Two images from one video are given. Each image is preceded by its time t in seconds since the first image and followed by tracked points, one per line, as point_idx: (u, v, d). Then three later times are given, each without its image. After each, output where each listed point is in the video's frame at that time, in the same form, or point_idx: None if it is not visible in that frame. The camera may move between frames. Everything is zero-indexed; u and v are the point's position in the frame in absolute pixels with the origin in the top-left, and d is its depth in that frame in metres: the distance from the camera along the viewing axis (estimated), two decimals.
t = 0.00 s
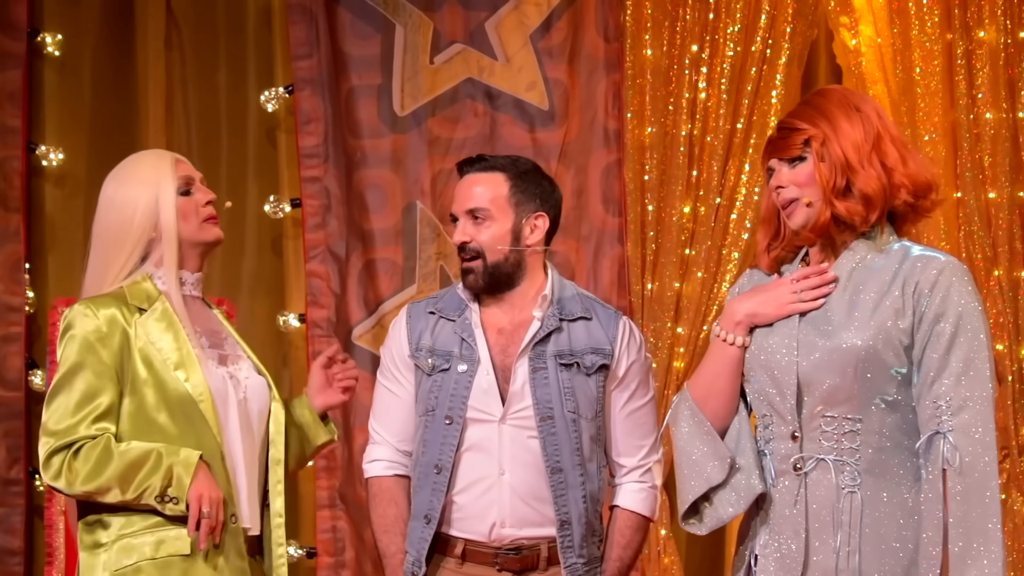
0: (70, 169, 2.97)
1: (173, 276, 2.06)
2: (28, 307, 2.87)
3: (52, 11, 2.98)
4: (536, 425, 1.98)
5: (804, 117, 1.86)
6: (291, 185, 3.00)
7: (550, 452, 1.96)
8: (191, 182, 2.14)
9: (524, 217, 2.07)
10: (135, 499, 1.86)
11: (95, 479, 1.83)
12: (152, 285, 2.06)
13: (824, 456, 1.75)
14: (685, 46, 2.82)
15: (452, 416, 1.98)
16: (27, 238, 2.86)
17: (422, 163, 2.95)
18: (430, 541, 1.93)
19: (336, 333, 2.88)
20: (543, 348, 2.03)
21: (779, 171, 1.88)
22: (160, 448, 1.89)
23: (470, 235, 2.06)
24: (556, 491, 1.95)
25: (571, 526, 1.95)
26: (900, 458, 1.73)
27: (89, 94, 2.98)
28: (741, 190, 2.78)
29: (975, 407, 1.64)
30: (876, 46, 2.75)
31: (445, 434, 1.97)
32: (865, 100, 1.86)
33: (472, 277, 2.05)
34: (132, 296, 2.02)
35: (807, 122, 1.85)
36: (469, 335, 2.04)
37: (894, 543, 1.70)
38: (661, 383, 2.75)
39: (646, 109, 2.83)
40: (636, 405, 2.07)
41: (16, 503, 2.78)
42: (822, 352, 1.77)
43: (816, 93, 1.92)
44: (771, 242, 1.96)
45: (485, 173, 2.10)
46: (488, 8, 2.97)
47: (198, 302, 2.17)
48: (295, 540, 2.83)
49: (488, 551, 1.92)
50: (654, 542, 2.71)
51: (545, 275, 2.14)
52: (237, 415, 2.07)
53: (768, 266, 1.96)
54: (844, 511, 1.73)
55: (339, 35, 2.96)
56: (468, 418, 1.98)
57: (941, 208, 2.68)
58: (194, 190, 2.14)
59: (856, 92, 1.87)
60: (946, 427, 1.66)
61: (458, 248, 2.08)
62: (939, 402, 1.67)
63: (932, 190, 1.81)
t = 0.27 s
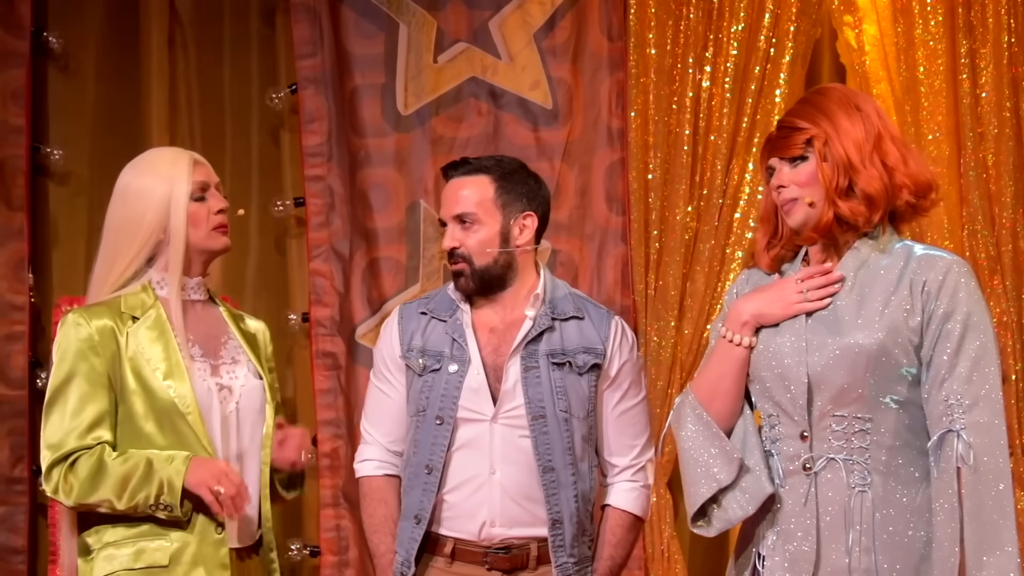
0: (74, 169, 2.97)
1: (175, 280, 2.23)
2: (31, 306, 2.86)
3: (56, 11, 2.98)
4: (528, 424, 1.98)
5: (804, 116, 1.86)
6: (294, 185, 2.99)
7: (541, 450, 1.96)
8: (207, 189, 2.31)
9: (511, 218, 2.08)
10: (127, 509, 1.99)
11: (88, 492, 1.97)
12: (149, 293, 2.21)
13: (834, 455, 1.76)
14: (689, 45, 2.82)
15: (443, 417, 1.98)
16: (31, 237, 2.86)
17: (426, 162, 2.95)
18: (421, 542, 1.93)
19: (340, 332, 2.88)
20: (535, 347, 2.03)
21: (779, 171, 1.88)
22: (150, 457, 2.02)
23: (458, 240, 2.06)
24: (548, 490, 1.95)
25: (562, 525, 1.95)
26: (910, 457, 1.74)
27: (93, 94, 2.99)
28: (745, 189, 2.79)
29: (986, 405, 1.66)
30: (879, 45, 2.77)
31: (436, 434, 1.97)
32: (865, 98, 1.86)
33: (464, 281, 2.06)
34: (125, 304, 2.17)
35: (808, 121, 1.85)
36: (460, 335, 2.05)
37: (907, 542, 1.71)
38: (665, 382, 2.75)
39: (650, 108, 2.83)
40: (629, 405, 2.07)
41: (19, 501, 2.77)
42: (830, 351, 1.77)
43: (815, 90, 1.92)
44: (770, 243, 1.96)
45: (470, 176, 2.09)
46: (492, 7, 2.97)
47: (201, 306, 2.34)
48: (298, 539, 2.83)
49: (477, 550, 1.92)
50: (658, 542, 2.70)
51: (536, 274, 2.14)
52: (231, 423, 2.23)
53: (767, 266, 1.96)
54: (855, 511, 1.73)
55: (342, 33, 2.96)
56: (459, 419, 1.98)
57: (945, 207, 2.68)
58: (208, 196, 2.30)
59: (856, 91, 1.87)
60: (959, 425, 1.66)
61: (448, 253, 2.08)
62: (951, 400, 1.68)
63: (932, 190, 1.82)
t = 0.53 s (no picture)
0: (78, 169, 2.97)
1: (177, 283, 2.25)
2: (35, 306, 2.87)
3: (59, 10, 2.98)
4: (523, 423, 1.98)
5: (806, 116, 1.86)
6: (298, 184, 3.01)
7: (536, 449, 1.96)
8: (215, 192, 2.33)
9: (499, 222, 2.06)
10: (154, 517, 2.09)
11: (114, 499, 2.06)
12: (149, 296, 2.27)
13: (839, 455, 1.76)
14: (693, 44, 2.82)
15: (435, 418, 1.98)
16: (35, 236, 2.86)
17: (430, 162, 2.95)
18: (409, 541, 1.94)
19: (343, 332, 2.88)
20: (531, 346, 2.03)
21: (780, 171, 1.88)
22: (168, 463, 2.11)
23: (452, 251, 2.05)
24: (544, 489, 1.95)
25: (557, 525, 1.94)
26: (915, 457, 1.74)
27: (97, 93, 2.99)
28: (748, 189, 2.79)
29: (992, 405, 1.66)
30: (884, 45, 2.76)
31: (428, 435, 1.98)
32: (866, 98, 1.86)
33: (457, 291, 2.05)
34: (125, 307, 2.23)
35: (810, 122, 1.85)
36: (454, 337, 2.05)
37: (912, 542, 1.71)
38: (669, 382, 2.75)
39: (653, 108, 2.84)
40: (624, 404, 2.07)
41: (23, 501, 2.77)
42: (834, 351, 1.77)
43: (815, 89, 1.91)
44: (769, 245, 1.96)
45: (455, 185, 2.07)
46: (496, 7, 2.97)
47: (206, 306, 2.35)
48: (302, 539, 2.83)
49: (468, 550, 1.92)
50: (662, 541, 2.70)
51: (530, 277, 2.13)
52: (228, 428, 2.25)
53: (767, 266, 1.96)
54: (860, 511, 1.73)
55: (346, 33, 2.96)
56: (451, 419, 1.99)
57: (949, 207, 2.68)
58: (216, 199, 2.33)
59: (856, 90, 1.87)
60: (965, 426, 1.67)
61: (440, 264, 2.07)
62: (957, 400, 1.68)
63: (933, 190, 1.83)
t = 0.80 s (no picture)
0: (80, 168, 2.97)
1: (178, 284, 2.27)
2: (38, 306, 2.87)
3: (62, 11, 2.99)
4: (517, 421, 1.98)
5: (807, 115, 1.86)
6: (300, 185, 3.00)
7: (530, 447, 1.96)
8: (218, 194, 2.33)
9: (488, 225, 2.04)
10: (147, 520, 2.13)
11: (109, 501, 2.11)
12: (149, 297, 2.30)
13: (839, 455, 1.76)
14: (695, 44, 2.82)
15: (424, 418, 1.99)
16: (37, 236, 2.86)
17: (432, 162, 2.95)
18: (398, 538, 1.97)
19: (346, 332, 2.88)
20: (523, 344, 2.02)
21: (781, 171, 1.87)
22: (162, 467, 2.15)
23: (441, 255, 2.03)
24: (538, 486, 1.95)
25: (552, 523, 1.94)
26: (916, 457, 1.74)
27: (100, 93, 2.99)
28: (751, 189, 2.78)
29: (992, 405, 1.66)
30: (886, 45, 2.76)
31: (418, 435, 1.99)
32: (867, 98, 1.86)
33: (450, 295, 2.05)
34: (125, 307, 2.27)
35: (812, 121, 1.84)
36: (446, 338, 2.05)
37: (912, 542, 1.71)
38: (671, 382, 2.75)
39: (656, 108, 2.84)
40: (620, 399, 2.05)
41: (26, 501, 2.78)
42: (834, 351, 1.77)
43: (816, 89, 1.91)
44: (770, 245, 1.96)
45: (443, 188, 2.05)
46: (498, 7, 2.97)
47: (207, 307, 2.36)
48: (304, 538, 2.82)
49: (467, 550, 1.93)
50: (664, 541, 2.70)
51: (525, 274, 2.12)
52: (224, 429, 2.26)
53: (768, 266, 1.96)
54: (860, 510, 1.73)
55: (348, 33, 2.96)
56: (442, 419, 2.00)
57: (952, 207, 2.68)
58: (220, 201, 2.33)
59: (857, 90, 1.88)
60: (965, 426, 1.66)
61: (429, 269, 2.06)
62: (956, 400, 1.68)
63: (934, 190, 1.83)
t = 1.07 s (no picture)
0: (82, 169, 2.97)
1: (179, 284, 2.29)
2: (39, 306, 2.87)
3: (64, 12, 2.99)
4: (514, 419, 1.97)
5: (807, 116, 1.86)
6: (301, 185, 3.00)
7: (527, 445, 1.96)
8: (220, 195, 2.34)
9: (491, 222, 2.05)
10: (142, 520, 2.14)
11: (105, 499, 2.13)
12: (149, 298, 2.31)
13: (841, 456, 1.76)
14: (696, 45, 2.81)
15: (419, 419, 1.99)
16: (39, 237, 2.86)
17: (433, 163, 2.95)
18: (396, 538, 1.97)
19: (347, 332, 2.88)
20: (523, 342, 2.03)
21: (781, 172, 1.87)
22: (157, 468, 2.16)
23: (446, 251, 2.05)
24: (533, 485, 1.94)
25: (547, 521, 1.94)
26: (917, 458, 1.74)
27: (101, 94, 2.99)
28: (752, 189, 2.77)
29: (992, 406, 1.66)
30: (888, 46, 2.76)
31: (411, 435, 1.99)
32: (866, 98, 1.86)
33: (450, 290, 2.07)
34: (126, 307, 2.29)
35: (812, 122, 1.84)
36: (444, 338, 2.06)
37: (913, 543, 1.71)
38: (673, 382, 2.75)
39: (657, 108, 2.83)
40: (620, 399, 2.04)
41: (28, 502, 2.78)
42: (835, 351, 1.77)
43: (814, 88, 1.91)
44: (770, 245, 1.96)
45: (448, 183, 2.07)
46: (500, 7, 2.97)
47: (208, 306, 2.37)
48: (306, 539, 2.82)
49: (467, 549, 1.93)
50: (666, 542, 2.70)
51: (526, 272, 2.13)
52: (221, 429, 2.26)
53: (768, 267, 1.96)
54: (862, 511, 1.73)
55: (350, 34, 2.96)
56: (435, 418, 2.00)
57: (954, 208, 2.68)
58: (221, 202, 2.34)
59: (855, 90, 1.88)
60: (965, 426, 1.66)
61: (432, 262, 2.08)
62: (957, 400, 1.68)
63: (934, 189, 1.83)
